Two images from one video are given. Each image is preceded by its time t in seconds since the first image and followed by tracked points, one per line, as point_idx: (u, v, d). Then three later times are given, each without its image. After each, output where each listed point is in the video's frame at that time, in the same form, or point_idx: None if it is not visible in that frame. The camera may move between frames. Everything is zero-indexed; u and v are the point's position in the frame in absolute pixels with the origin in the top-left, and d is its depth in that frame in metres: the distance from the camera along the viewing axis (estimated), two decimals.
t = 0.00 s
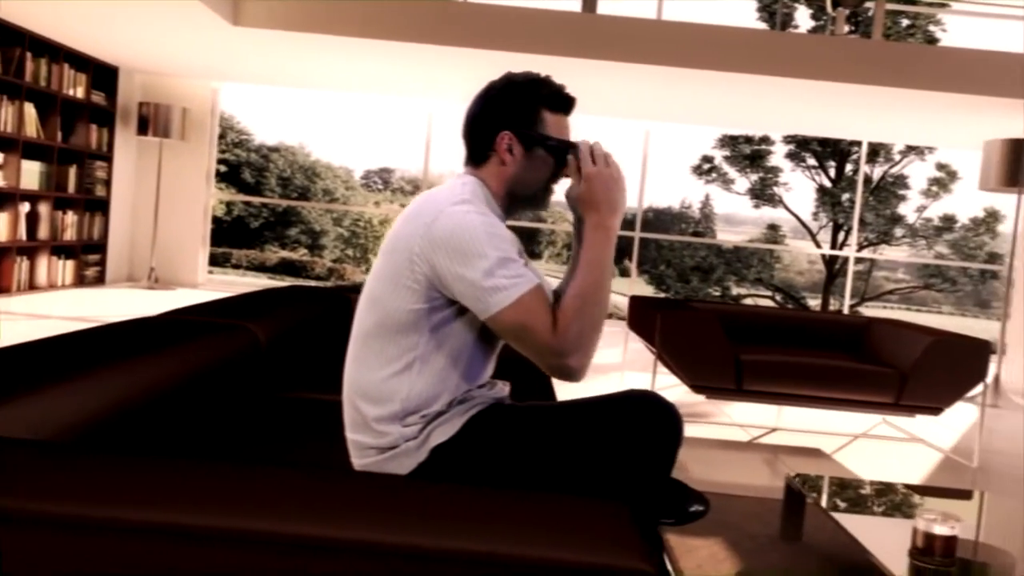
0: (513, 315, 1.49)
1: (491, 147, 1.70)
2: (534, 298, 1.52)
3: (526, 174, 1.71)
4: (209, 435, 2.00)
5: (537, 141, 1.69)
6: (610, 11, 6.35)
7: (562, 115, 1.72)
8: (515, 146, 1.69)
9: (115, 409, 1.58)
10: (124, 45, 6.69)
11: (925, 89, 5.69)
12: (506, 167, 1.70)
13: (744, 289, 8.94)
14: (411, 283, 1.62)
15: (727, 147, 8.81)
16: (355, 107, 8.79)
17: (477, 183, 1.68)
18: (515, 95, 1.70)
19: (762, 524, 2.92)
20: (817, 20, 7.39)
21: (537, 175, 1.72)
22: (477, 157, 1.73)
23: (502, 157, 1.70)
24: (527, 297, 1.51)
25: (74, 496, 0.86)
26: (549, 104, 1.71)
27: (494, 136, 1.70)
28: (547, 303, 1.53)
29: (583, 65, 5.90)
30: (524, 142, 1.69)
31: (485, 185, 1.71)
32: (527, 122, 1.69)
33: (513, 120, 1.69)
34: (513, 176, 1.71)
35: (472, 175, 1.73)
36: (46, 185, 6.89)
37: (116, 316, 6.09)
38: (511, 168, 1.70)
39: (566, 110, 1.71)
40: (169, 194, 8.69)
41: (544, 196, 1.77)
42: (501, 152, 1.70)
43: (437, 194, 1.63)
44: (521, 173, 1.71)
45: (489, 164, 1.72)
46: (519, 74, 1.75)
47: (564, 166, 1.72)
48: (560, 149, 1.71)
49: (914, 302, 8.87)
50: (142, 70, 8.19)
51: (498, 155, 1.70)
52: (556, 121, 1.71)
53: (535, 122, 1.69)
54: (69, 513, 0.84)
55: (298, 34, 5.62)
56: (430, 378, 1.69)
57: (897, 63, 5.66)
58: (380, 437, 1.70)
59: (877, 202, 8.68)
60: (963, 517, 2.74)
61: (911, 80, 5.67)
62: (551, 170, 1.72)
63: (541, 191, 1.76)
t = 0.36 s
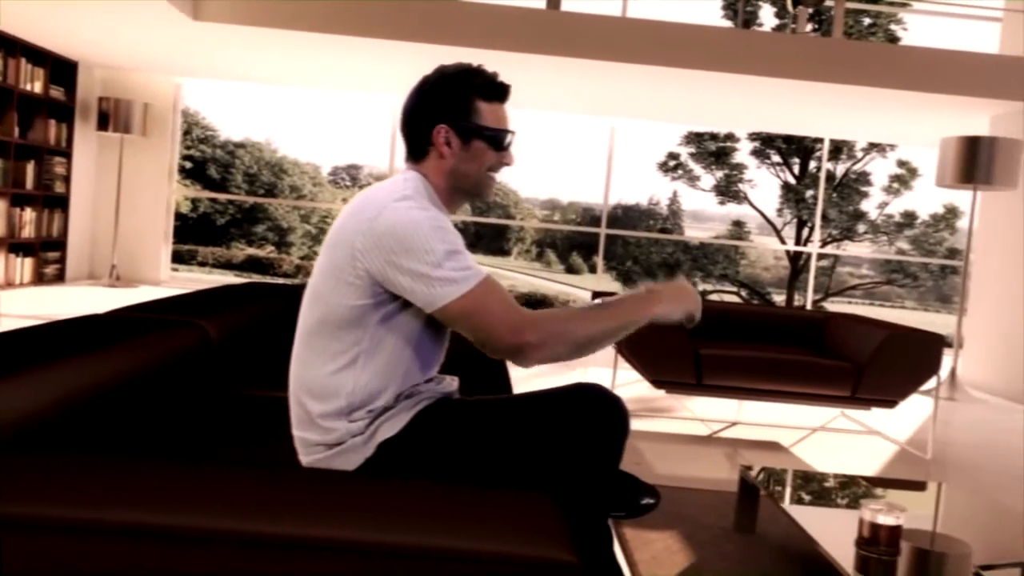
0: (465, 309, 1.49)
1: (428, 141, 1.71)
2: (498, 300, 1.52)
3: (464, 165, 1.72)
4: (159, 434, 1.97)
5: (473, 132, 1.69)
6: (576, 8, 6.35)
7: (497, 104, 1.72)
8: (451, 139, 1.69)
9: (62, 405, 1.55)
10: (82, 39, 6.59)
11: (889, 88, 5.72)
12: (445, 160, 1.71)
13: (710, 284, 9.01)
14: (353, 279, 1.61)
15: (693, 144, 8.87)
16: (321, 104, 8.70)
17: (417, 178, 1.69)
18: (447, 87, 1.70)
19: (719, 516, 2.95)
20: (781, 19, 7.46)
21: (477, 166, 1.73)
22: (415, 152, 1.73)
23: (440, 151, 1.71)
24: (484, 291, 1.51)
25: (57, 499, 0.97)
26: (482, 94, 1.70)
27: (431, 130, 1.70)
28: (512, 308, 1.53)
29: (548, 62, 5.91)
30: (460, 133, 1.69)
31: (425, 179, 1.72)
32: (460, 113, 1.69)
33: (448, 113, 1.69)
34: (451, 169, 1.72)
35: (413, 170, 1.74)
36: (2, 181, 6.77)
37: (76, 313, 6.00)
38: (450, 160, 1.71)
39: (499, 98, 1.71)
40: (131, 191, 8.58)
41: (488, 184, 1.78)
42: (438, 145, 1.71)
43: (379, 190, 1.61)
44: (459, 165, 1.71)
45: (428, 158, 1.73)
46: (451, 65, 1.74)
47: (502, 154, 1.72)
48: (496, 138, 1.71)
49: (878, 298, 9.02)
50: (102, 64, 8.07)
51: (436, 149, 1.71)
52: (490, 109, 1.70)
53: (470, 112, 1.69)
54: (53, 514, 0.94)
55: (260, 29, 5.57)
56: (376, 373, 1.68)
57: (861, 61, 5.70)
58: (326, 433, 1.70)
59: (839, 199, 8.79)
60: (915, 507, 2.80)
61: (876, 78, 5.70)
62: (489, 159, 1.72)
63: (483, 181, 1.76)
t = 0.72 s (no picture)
0: (438, 300, 1.61)
1: (395, 142, 1.79)
2: (477, 299, 1.66)
3: (430, 165, 1.79)
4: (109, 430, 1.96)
5: (439, 133, 1.77)
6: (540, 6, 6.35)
7: (462, 105, 1.79)
8: (416, 140, 1.77)
9: (14, 398, 1.53)
10: (37, 34, 6.48)
11: (852, 85, 5.77)
12: (411, 161, 1.79)
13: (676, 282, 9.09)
14: (315, 277, 1.69)
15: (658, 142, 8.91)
16: (285, 100, 8.60)
17: (384, 178, 1.78)
18: (413, 88, 1.77)
19: (676, 509, 2.98)
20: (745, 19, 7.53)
21: (442, 166, 1.80)
22: (382, 152, 1.81)
23: (406, 151, 1.79)
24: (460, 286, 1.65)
25: None
26: (448, 96, 1.78)
27: (397, 131, 1.78)
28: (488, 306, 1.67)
29: (513, 60, 5.92)
30: (426, 134, 1.77)
31: (391, 179, 1.80)
32: (426, 115, 1.76)
33: (414, 114, 1.76)
34: (417, 169, 1.79)
35: (380, 169, 1.81)
36: None
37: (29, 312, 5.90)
38: (416, 160, 1.79)
39: (465, 99, 1.78)
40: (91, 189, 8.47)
41: (455, 184, 1.85)
42: (404, 146, 1.78)
43: (344, 192, 1.71)
44: (425, 165, 1.79)
45: (394, 159, 1.80)
46: (417, 67, 1.80)
47: (467, 155, 1.81)
48: (461, 139, 1.78)
49: (842, 294, 9.15)
50: (60, 60, 7.94)
51: (402, 149, 1.79)
52: (455, 110, 1.78)
53: (436, 114, 1.76)
54: None
55: (218, 24, 5.52)
56: (332, 369, 1.75)
57: (823, 60, 5.74)
58: (279, 427, 1.75)
59: (802, 196, 8.89)
60: (867, 498, 2.84)
61: (837, 76, 5.76)
62: (454, 160, 1.80)
63: (450, 180, 1.84)
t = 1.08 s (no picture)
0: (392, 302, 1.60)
1: (349, 138, 1.73)
2: (435, 306, 1.65)
3: (386, 162, 1.74)
4: (54, 430, 1.92)
5: (394, 129, 1.71)
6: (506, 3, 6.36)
7: (418, 101, 1.74)
8: (370, 136, 1.72)
9: None
10: None
11: (815, 84, 5.83)
12: (366, 157, 1.74)
13: (642, 278, 9.17)
14: (275, 274, 1.63)
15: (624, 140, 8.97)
16: (248, 96, 8.50)
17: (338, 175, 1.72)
18: (368, 83, 1.72)
19: (634, 504, 2.99)
20: (710, 18, 7.60)
21: (399, 163, 1.75)
22: (336, 147, 1.76)
23: (361, 148, 1.73)
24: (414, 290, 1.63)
25: None
26: (403, 92, 1.73)
27: (351, 127, 1.73)
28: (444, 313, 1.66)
29: (478, 57, 5.92)
30: (381, 131, 1.72)
31: (346, 174, 1.75)
32: (380, 111, 1.71)
33: (370, 110, 1.71)
34: (372, 165, 1.74)
35: (334, 165, 1.76)
36: None
37: None
38: (371, 157, 1.74)
39: (420, 96, 1.73)
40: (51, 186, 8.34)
41: (410, 180, 1.81)
42: (359, 142, 1.73)
43: (305, 185, 1.66)
44: (381, 162, 1.74)
45: (349, 155, 1.75)
46: (373, 62, 1.75)
47: (423, 152, 1.76)
48: (416, 135, 1.73)
49: (807, 290, 9.28)
50: (18, 55, 7.81)
51: (357, 145, 1.74)
52: (410, 106, 1.73)
53: (391, 110, 1.71)
54: None
55: (178, 19, 5.46)
56: (286, 366, 1.71)
57: (783, 57, 5.81)
58: (228, 423, 1.72)
59: (766, 193, 8.98)
60: (820, 490, 2.88)
61: (801, 75, 5.83)
62: (410, 156, 1.75)
63: (406, 177, 1.79)
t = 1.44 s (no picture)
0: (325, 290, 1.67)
1: (282, 129, 1.86)
2: (369, 294, 1.72)
3: (319, 151, 1.87)
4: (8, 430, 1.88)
5: (325, 119, 1.84)
6: None
7: (348, 90, 1.88)
8: (301, 126, 1.85)
9: None
10: None
11: (779, 81, 5.89)
12: (299, 148, 1.87)
13: (610, 274, 9.21)
14: (208, 266, 1.69)
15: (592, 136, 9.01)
16: (213, 92, 8.41)
17: (273, 165, 1.85)
18: (299, 74, 1.85)
19: (590, 497, 3.02)
20: (675, 14, 7.65)
21: (332, 152, 1.88)
22: (270, 139, 1.88)
23: (294, 138, 1.86)
24: (350, 278, 1.70)
25: None
26: (334, 81, 1.86)
27: (283, 118, 1.85)
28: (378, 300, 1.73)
29: (443, 53, 5.92)
30: (313, 121, 1.84)
31: (281, 165, 1.88)
32: (310, 101, 1.84)
33: (301, 101, 1.84)
34: (306, 155, 1.87)
35: (269, 156, 1.89)
36: None
37: None
38: (303, 147, 1.87)
39: (350, 84, 1.86)
40: (11, 183, 8.21)
41: (344, 169, 1.94)
42: (291, 133, 1.86)
43: (236, 179, 1.74)
44: (313, 151, 1.87)
45: (282, 146, 1.88)
46: (303, 54, 1.88)
47: (353, 140, 1.89)
48: (346, 123, 1.86)
49: (773, 286, 9.37)
50: None
51: (289, 137, 1.87)
52: (340, 93, 1.86)
53: (322, 100, 1.84)
54: None
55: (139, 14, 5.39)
56: (225, 362, 1.73)
57: (746, 54, 5.85)
58: (169, 421, 1.72)
59: (732, 188, 9.05)
60: (775, 482, 2.92)
61: (765, 71, 5.88)
62: (341, 145, 1.88)
63: (339, 166, 1.92)
